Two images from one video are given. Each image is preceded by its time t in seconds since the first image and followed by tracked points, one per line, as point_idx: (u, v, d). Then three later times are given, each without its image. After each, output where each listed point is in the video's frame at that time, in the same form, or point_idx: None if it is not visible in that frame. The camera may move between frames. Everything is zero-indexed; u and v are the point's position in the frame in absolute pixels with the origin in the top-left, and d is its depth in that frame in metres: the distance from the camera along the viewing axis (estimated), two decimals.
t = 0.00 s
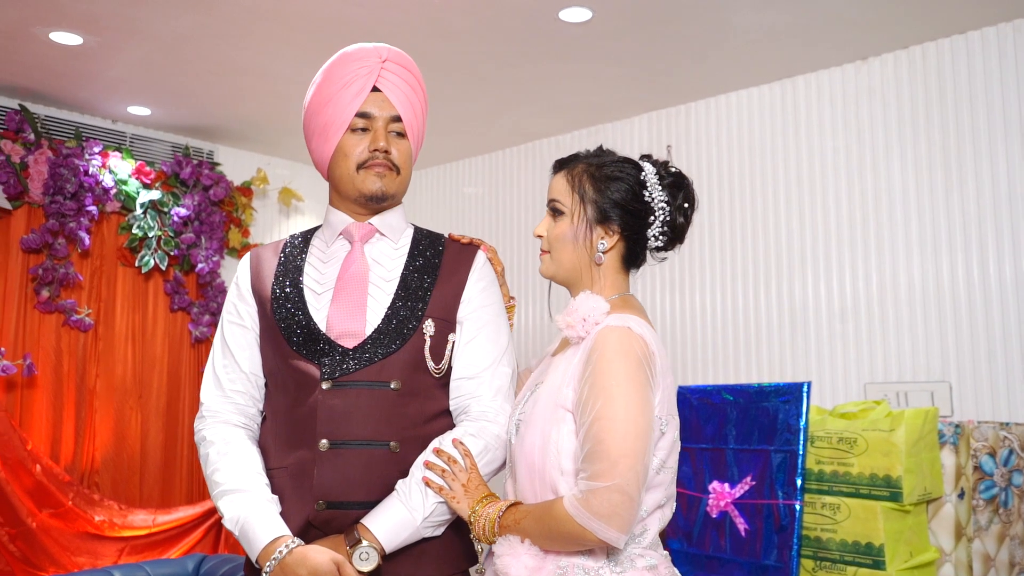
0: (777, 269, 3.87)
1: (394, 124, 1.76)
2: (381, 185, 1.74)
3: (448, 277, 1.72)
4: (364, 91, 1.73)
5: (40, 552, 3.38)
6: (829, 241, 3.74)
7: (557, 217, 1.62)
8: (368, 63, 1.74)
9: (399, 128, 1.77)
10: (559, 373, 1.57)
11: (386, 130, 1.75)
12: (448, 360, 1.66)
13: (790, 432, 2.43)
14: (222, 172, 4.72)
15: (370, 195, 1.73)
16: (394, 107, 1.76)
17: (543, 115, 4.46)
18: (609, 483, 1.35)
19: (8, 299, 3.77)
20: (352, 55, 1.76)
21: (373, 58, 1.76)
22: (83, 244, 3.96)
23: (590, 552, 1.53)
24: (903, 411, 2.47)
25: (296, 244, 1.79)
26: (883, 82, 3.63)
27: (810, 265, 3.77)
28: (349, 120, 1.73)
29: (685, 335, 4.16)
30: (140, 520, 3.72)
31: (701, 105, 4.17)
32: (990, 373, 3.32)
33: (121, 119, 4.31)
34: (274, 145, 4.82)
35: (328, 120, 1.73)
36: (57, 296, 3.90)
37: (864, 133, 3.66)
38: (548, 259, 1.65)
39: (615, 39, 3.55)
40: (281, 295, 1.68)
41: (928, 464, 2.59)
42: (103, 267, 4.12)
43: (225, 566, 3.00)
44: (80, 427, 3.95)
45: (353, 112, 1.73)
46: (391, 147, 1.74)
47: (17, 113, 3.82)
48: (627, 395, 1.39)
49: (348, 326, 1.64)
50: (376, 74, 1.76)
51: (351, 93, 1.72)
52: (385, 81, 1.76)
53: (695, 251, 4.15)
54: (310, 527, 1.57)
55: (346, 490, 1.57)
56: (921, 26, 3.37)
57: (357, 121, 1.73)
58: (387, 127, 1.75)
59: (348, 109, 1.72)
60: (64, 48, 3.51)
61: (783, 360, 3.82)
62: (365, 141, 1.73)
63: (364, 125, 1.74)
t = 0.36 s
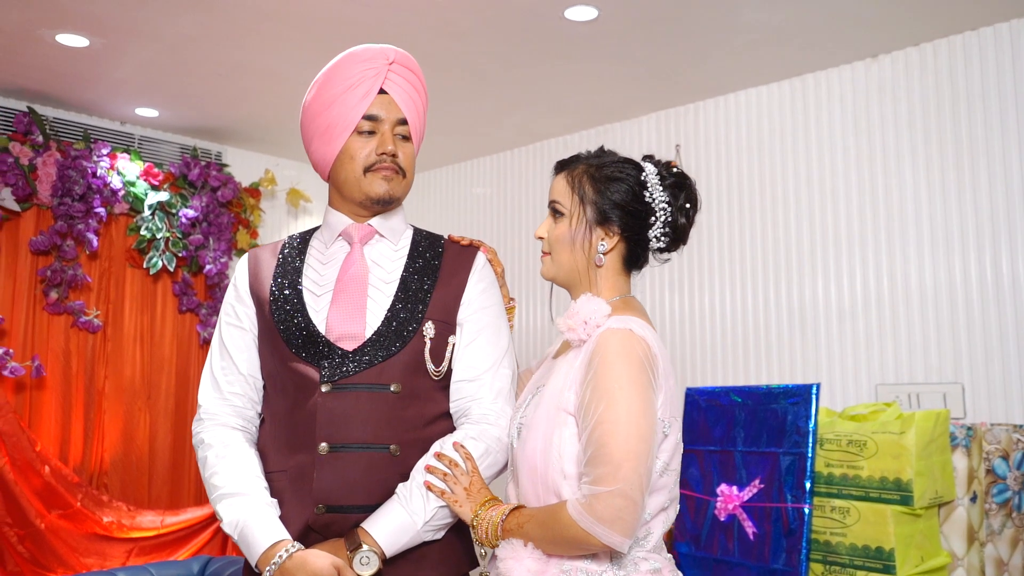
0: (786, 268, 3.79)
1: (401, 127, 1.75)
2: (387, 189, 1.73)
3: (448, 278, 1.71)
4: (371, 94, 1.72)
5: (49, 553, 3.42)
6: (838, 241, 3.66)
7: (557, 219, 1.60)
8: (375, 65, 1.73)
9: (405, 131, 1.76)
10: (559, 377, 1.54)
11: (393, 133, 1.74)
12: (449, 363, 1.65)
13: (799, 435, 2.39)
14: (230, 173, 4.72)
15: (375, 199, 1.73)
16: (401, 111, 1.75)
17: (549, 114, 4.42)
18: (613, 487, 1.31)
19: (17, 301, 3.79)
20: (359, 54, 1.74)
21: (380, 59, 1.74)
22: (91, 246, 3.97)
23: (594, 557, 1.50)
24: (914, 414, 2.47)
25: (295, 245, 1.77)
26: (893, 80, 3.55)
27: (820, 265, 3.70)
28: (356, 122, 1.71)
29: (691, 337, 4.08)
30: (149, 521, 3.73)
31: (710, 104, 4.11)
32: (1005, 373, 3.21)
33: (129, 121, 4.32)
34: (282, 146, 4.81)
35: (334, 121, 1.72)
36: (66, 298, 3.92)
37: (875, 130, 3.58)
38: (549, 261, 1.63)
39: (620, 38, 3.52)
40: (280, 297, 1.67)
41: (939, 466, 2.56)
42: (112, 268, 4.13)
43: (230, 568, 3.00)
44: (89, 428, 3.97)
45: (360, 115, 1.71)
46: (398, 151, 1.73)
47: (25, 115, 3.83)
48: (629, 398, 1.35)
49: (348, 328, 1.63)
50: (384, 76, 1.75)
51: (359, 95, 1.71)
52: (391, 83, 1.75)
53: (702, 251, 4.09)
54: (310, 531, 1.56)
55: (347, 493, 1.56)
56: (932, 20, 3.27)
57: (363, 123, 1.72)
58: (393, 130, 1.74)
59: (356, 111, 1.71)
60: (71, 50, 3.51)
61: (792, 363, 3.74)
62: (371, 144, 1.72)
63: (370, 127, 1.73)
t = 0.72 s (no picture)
0: (797, 268, 3.76)
1: (405, 130, 1.75)
2: (393, 192, 1.72)
3: (449, 279, 1.70)
4: (377, 96, 1.71)
5: (58, 553, 3.46)
6: (850, 241, 3.61)
7: (561, 220, 1.58)
8: (381, 66, 1.72)
9: (409, 133, 1.76)
10: (561, 379, 1.51)
11: (398, 136, 1.74)
12: (450, 365, 1.64)
13: (808, 437, 2.36)
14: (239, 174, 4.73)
15: (381, 202, 1.72)
16: (406, 113, 1.75)
17: (557, 114, 4.40)
18: (614, 491, 1.28)
19: (27, 302, 3.81)
20: (365, 55, 1.73)
21: (386, 61, 1.73)
22: (101, 247, 3.98)
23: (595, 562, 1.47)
24: (925, 416, 2.44)
25: (294, 246, 1.76)
26: (905, 78, 3.50)
27: (831, 264, 3.66)
28: (362, 124, 1.70)
29: (700, 337, 4.05)
30: (159, 521, 3.77)
31: (719, 103, 4.08)
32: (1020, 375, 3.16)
33: (138, 123, 4.34)
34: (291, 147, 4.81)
35: (339, 123, 1.70)
36: (75, 299, 3.93)
37: (887, 128, 3.54)
38: (553, 262, 1.61)
39: (628, 37, 3.50)
40: (281, 299, 1.66)
41: (951, 469, 2.53)
42: (121, 270, 4.14)
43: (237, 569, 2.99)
44: (98, 429, 3.98)
45: (366, 117, 1.70)
46: (403, 153, 1.73)
47: (34, 118, 3.85)
48: (631, 401, 1.32)
49: (350, 331, 1.62)
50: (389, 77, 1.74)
51: (365, 97, 1.70)
52: (396, 85, 1.74)
53: (712, 251, 4.05)
54: (311, 535, 1.55)
55: (348, 496, 1.55)
56: (945, 16, 3.22)
57: (369, 125, 1.71)
58: (398, 132, 1.74)
59: (362, 113, 1.70)
60: (79, 53, 3.53)
61: (803, 363, 3.70)
62: (377, 146, 1.71)
63: (376, 129, 1.72)
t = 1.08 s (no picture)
0: (808, 269, 3.72)
1: (410, 131, 1.74)
2: (397, 194, 1.72)
3: (451, 279, 1.69)
4: (383, 97, 1.70)
5: (68, 554, 3.50)
6: (862, 241, 3.57)
7: (566, 219, 1.55)
8: (387, 67, 1.71)
9: (414, 135, 1.75)
10: (563, 380, 1.48)
11: (403, 137, 1.73)
12: (452, 365, 1.63)
13: (818, 439, 2.39)
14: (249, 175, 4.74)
15: (385, 203, 1.71)
16: (411, 115, 1.74)
17: (566, 114, 4.38)
18: (611, 493, 1.26)
19: (38, 303, 3.82)
20: (371, 55, 1.71)
21: (392, 62, 1.72)
22: (111, 248, 3.99)
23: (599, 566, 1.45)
24: (936, 418, 2.41)
25: (295, 246, 1.76)
26: (918, 75, 3.46)
27: (843, 264, 3.62)
28: (367, 125, 1.69)
29: (711, 339, 4.01)
30: (169, 522, 3.81)
31: (729, 101, 4.05)
32: None
33: (148, 124, 4.35)
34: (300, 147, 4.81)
35: (343, 123, 1.69)
36: (85, 300, 3.94)
37: (899, 126, 3.50)
38: (559, 261, 1.58)
39: (636, 36, 3.47)
40: (281, 300, 1.65)
41: (964, 471, 2.50)
42: (131, 271, 4.15)
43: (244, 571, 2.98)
44: (109, 430, 4.00)
45: (371, 118, 1.69)
46: (409, 155, 1.72)
47: (44, 120, 3.87)
48: (632, 402, 1.29)
49: (351, 332, 1.61)
50: (395, 79, 1.73)
51: (370, 98, 1.69)
52: (402, 87, 1.73)
53: (722, 251, 4.02)
54: (314, 537, 1.54)
55: (351, 499, 1.54)
56: (957, 12, 3.18)
57: (375, 126, 1.70)
58: (403, 134, 1.73)
59: (368, 115, 1.69)
60: (88, 55, 3.54)
61: (814, 365, 3.66)
62: (381, 147, 1.70)
63: (381, 131, 1.71)
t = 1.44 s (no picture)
0: (819, 268, 3.69)
1: (415, 133, 1.73)
2: (403, 196, 1.71)
3: (454, 279, 1.68)
4: (388, 99, 1.69)
5: (79, 554, 3.53)
6: (874, 240, 3.54)
7: (571, 218, 1.52)
8: (392, 69, 1.70)
9: (418, 136, 1.74)
10: (567, 381, 1.46)
11: (408, 139, 1.72)
12: (455, 366, 1.62)
13: (829, 440, 2.38)
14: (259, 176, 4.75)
15: (391, 206, 1.70)
16: (416, 116, 1.73)
17: (576, 113, 4.37)
18: (607, 496, 1.25)
19: (49, 304, 3.84)
20: (376, 56, 1.70)
21: (397, 63, 1.71)
22: (121, 249, 4.00)
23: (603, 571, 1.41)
24: (948, 419, 2.39)
25: (296, 247, 1.75)
26: (930, 71, 3.42)
27: (854, 264, 3.58)
28: (372, 126, 1.68)
29: (722, 339, 3.98)
30: (179, 522, 3.82)
31: (739, 99, 4.02)
32: None
33: (158, 125, 4.37)
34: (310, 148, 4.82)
35: (348, 124, 1.68)
36: (96, 301, 3.95)
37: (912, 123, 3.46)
38: (565, 261, 1.55)
39: (644, 35, 3.45)
40: (283, 301, 1.65)
41: (976, 474, 2.46)
42: (141, 272, 4.17)
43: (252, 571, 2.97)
44: (119, 430, 4.01)
45: (376, 119, 1.68)
46: (414, 157, 1.71)
47: (55, 122, 3.89)
48: (632, 405, 1.27)
49: (354, 332, 1.61)
50: (400, 80, 1.72)
51: (376, 99, 1.68)
52: (407, 88, 1.72)
53: (732, 250, 4.00)
54: (318, 539, 1.53)
55: (354, 500, 1.53)
56: (969, 8, 3.14)
57: (380, 128, 1.69)
58: (408, 136, 1.72)
59: (373, 116, 1.68)
60: (97, 56, 3.55)
61: (825, 365, 3.63)
62: (387, 149, 1.69)
63: (386, 132, 1.70)
